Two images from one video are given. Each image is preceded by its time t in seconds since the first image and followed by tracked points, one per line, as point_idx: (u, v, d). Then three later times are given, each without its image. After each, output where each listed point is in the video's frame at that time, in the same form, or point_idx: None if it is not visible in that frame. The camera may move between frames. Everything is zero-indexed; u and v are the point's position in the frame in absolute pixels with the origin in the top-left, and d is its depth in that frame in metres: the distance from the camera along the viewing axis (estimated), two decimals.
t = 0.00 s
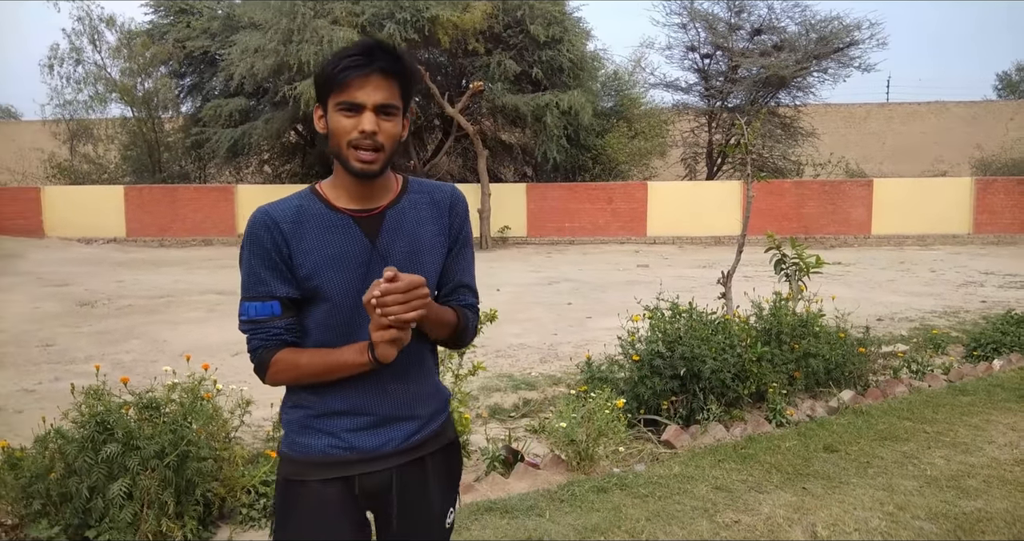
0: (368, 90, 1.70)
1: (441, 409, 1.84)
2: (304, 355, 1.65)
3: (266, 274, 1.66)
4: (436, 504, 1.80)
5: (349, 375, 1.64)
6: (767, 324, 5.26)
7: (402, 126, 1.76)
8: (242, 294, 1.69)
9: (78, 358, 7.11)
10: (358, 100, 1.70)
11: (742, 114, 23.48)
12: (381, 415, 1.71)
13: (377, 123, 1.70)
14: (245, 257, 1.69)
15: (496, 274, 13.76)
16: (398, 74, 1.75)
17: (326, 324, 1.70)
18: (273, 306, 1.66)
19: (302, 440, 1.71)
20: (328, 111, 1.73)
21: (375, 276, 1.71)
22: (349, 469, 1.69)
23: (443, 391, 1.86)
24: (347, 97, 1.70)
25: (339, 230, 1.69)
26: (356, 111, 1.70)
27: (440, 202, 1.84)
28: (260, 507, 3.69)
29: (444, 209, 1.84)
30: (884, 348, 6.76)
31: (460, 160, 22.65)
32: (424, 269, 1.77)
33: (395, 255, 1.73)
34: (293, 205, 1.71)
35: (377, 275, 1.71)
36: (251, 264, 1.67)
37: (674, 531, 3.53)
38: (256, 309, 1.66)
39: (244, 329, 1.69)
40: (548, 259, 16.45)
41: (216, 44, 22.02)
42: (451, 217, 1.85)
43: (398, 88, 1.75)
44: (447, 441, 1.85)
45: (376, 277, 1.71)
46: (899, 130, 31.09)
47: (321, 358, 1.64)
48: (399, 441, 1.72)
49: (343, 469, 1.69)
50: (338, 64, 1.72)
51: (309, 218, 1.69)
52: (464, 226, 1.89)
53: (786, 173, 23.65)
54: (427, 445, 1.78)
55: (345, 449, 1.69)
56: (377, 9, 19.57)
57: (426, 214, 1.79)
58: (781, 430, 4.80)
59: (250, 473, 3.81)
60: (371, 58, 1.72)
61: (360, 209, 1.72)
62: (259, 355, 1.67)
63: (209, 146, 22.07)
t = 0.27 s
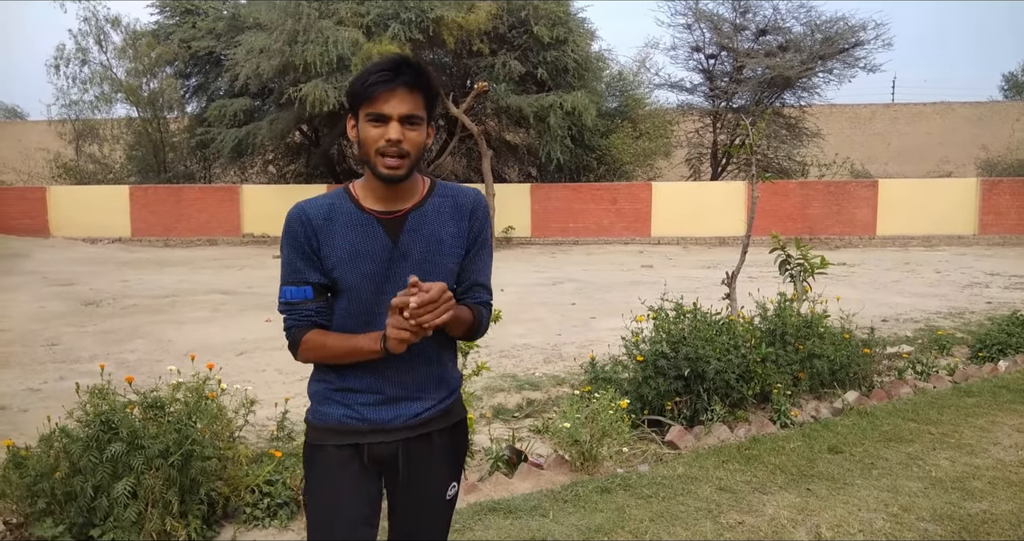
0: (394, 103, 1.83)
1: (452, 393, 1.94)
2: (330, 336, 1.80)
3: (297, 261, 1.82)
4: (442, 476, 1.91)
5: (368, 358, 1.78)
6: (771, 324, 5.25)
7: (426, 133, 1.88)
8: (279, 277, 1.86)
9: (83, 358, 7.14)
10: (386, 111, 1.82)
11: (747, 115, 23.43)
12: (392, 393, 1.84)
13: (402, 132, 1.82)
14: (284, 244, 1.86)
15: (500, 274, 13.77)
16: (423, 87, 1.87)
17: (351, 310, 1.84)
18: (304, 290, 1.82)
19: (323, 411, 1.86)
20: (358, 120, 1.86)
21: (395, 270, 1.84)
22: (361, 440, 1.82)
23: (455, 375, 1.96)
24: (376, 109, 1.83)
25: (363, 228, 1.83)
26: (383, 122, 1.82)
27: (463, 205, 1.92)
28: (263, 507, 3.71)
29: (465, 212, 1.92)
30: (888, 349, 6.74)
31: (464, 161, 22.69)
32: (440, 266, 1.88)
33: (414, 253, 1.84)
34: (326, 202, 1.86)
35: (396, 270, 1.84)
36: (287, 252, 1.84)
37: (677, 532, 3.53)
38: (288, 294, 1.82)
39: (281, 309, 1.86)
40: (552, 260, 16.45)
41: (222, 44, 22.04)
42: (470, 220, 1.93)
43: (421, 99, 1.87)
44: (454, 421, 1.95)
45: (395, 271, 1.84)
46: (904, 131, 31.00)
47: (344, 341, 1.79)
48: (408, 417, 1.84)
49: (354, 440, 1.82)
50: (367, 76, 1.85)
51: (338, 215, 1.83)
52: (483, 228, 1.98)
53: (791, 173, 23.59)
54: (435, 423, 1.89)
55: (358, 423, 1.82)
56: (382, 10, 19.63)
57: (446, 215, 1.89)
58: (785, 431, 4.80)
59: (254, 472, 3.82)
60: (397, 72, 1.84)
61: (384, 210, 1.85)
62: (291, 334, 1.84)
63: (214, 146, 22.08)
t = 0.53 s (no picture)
0: (388, 103, 1.83)
1: (451, 382, 1.92)
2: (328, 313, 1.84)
3: (305, 250, 1.91)
4: (441, 470, 1.88)
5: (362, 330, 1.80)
6: (773, 324, 5.25)
7: (419, 131, 1.87)
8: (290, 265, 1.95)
9: (86, 356, 7.15)
10: (379, 111, 1.83)
11: (749, 114, 23.41)
12: (385, 376, 1.84)
13: (395, 131, 1.82)
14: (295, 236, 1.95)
15: (502, 274, 13.77)
16: (417, 88, 1.87)
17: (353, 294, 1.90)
18: (311, 272, 1.88)
19: (326, 396, 1.90)
20: (355, 122, 1.87)
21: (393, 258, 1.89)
22: (358, 427, 1.84)
23: (455, 362, 1.93)
24: (370, 108, 1.83)
25: (363, 217, 1.89)
26: (377, 120, 1.83)
27: (460, 195, 1.96)
28: (266, 505, 3.71)
29: (463, 202, 1.95)
30: (890, 349, 6.74)
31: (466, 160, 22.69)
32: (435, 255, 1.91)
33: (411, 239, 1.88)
34: (332, 196, 1.93)
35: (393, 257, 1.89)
36: (296, 243, 1.93)
37: (679, 532, 3.52)
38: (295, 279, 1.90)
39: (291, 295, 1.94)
40: (554, 259, 16.46)
41: (224, 43, 22.02)
42: (467, 210, 1.96)
43: (415, 102, 1.87)
44: (455, 412, 1.93)
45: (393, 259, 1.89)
46: (906, 131, 30.97)
47: (338, 311, 1.80)
48: (400, 406, 1.83)
49: (353, 425, 1.84)
50: (361, 81, 1.85)
51: (342, 207, 1.90)
52: (481, 217, 1.98)
53: (793, 173, 23.57)
54: (431, 414, 1.87)
55: (357, 407, 1.84)
56: (384, 9, 19.64)
57: (442, 205, 1.93)
58: (787, 431, 4.80)
59: (256, 471, 3.82)
60: (390, 77, 1.85)
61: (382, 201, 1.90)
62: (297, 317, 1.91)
63: (216, 145, 22.09)
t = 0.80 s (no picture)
0: (374, 104, 1.88)
1: (443, 370, 1.96)
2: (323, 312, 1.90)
3: (300, 249, 1.97)
4: (436, 455, 1.91)
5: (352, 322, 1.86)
6: (777, 323, 5.25)
7: (405, 131, 1.92)
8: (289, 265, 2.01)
9: (90, 354, 7.17)
10: (366, 112, 1.88)
11: (754, 112, 23.36)
12: (377, 366, 1.90)
13: (381, 131, 1.88)
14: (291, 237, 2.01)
15: (506, 272, 13.77)
16: (403, 90, 1.92)
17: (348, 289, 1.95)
18: (307, 273, 1.95)
19: (326, 390, 1.96)
20: (345, 122, 1.93)
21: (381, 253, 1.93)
22: (359, 417, 1.90)
23: (447, 351, 1.97)
24: (358, 110, 1.89)
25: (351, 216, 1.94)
26: (365, 121, 1.88)
27: (446, 189, 1.98)
28: (269, 503, 3.71)
29: (449, 197, 1.98)
30: (894, 347, 6.73)
31: (472, 158, 22.47)
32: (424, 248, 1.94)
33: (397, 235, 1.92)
34: (323, 196, 1.98)
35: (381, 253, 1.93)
36: (292, 243, 1.99)
37: (682, 530, 3.52)
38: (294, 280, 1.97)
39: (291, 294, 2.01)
40: (558, 257, 16.44)
41: (228, 42, 22.01)
42: (453, 203, 1.98)
43: (402, 101, 1.92)
44: (449, 399, 1.97)
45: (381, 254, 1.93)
46: (911, 129, 30.87)
47: (332, 311, 1.87)
48: (394, 395, 1.88)
49: (352, 415, 1.91)
50: (352, 82, 1.91)
51: (332, 205, 1.96)
52: (467, 208, 2.00)
53: (798, 171, 23.52)
54: (424, 402, 1.91)
55: (354, 400, 1.90)
56: (388, 7, 19.63)
57: (428, 200, 1.95)
58: (791, 430, 4.79)
59: (260, 469, 3.83)
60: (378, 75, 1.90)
61: (369, 199, 1.94)
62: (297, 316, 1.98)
63: (220, 143, 22.10)
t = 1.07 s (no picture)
0: (362, 118, 1.96)
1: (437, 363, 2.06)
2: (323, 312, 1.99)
3: (296, 254, 2.04)
4: (432, 444, 2.00)
5: (353, 323, 1.95)
6: (780, 322, 5.24)
7: (392, 142, 2.01)
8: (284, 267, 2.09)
9: (93, 354, 7.18)
10: (354, 126, 1.96)
11: (756, 111, 23.32)
12: (374, 359, 1.99)
13: (370, 144, 1.97)
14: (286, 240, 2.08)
15: (508, 272, 13.78)
16: (389, 102, 2.00)
17: (345, 287, 2.04)
18: (305, 276, 2.03)
19: (324, 383, 2.05)
20: (332, 134, 2.01)
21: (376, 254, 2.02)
22: (357, 408, 2.00)
23: (439, 344, 2.08)
24: (347, 123, 1.96)
25: (346, 220, 2.02)
26: (354, 134, 1.96)
27: (435, 192, 2.07)
28: (272, 502, 3.72)
29: (438, 198, 2.07)
30: (898, 346, 6.71)
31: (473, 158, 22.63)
32: (416, 249, 2.04)
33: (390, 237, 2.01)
34: (316, 202, 2.06)
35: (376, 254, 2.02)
36: (288, 246, 2.07)
37: (685, 530, 3.51)
38: (292, 282, 2.05)
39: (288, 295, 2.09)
40: (560, 257, 16.44)
41: (231, 41, 22.02)
42: (442, 206, 2.08)
43: (389, 115, 2.00)
44: (443, 390, 2.07)
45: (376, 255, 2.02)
46: (914, 128, 30.82)
47: (332, 312, 1.97)
48: (391, 387, 1.98)
49: (350, 408, 2.00)
50: (338, 97, 1.98)
51: (326, 210, 2.03)
52: (457, 210, 2.10)
53: (800, 170, 23.49)
54: (420, 392, 2.01)
55: (352, 393, 2.00)
56: (391, 6, 19.62)
57: (419, 202, 2.05)
58: (794, 429, 4.79)
59: (263, 468, 3.84)
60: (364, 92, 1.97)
61: (363, 203, 2.03)
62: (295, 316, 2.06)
63: (223, 142, 22.11)
